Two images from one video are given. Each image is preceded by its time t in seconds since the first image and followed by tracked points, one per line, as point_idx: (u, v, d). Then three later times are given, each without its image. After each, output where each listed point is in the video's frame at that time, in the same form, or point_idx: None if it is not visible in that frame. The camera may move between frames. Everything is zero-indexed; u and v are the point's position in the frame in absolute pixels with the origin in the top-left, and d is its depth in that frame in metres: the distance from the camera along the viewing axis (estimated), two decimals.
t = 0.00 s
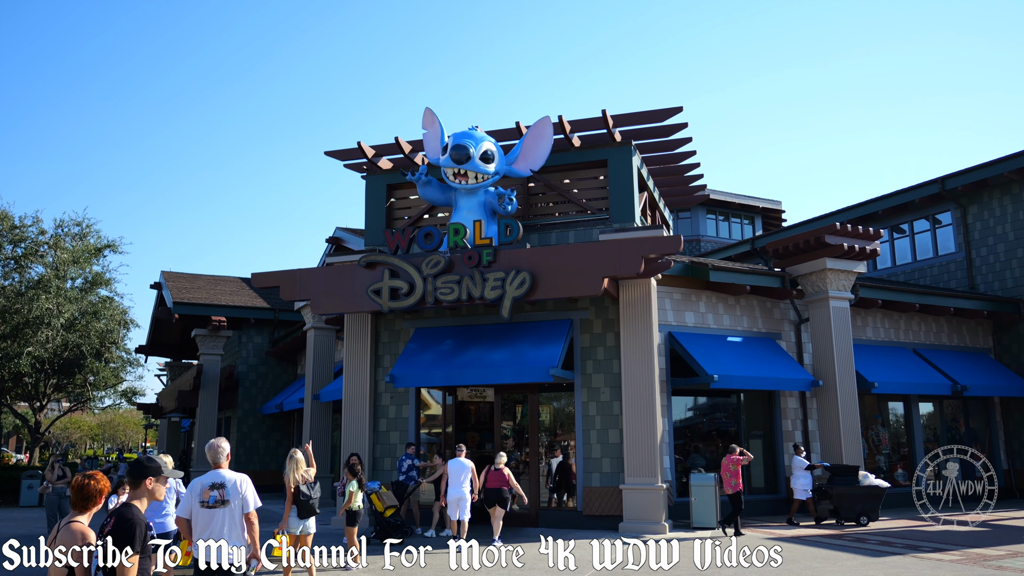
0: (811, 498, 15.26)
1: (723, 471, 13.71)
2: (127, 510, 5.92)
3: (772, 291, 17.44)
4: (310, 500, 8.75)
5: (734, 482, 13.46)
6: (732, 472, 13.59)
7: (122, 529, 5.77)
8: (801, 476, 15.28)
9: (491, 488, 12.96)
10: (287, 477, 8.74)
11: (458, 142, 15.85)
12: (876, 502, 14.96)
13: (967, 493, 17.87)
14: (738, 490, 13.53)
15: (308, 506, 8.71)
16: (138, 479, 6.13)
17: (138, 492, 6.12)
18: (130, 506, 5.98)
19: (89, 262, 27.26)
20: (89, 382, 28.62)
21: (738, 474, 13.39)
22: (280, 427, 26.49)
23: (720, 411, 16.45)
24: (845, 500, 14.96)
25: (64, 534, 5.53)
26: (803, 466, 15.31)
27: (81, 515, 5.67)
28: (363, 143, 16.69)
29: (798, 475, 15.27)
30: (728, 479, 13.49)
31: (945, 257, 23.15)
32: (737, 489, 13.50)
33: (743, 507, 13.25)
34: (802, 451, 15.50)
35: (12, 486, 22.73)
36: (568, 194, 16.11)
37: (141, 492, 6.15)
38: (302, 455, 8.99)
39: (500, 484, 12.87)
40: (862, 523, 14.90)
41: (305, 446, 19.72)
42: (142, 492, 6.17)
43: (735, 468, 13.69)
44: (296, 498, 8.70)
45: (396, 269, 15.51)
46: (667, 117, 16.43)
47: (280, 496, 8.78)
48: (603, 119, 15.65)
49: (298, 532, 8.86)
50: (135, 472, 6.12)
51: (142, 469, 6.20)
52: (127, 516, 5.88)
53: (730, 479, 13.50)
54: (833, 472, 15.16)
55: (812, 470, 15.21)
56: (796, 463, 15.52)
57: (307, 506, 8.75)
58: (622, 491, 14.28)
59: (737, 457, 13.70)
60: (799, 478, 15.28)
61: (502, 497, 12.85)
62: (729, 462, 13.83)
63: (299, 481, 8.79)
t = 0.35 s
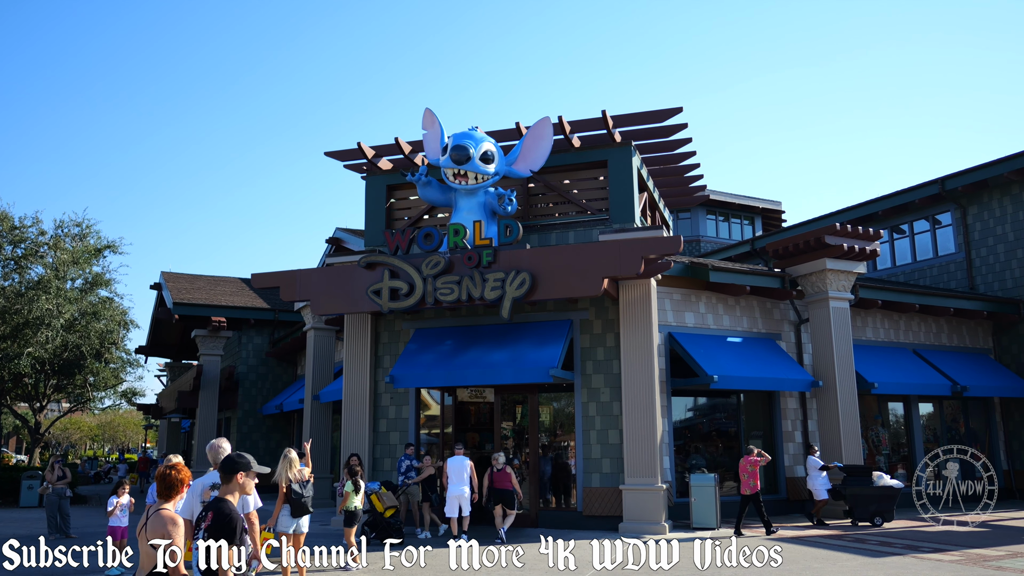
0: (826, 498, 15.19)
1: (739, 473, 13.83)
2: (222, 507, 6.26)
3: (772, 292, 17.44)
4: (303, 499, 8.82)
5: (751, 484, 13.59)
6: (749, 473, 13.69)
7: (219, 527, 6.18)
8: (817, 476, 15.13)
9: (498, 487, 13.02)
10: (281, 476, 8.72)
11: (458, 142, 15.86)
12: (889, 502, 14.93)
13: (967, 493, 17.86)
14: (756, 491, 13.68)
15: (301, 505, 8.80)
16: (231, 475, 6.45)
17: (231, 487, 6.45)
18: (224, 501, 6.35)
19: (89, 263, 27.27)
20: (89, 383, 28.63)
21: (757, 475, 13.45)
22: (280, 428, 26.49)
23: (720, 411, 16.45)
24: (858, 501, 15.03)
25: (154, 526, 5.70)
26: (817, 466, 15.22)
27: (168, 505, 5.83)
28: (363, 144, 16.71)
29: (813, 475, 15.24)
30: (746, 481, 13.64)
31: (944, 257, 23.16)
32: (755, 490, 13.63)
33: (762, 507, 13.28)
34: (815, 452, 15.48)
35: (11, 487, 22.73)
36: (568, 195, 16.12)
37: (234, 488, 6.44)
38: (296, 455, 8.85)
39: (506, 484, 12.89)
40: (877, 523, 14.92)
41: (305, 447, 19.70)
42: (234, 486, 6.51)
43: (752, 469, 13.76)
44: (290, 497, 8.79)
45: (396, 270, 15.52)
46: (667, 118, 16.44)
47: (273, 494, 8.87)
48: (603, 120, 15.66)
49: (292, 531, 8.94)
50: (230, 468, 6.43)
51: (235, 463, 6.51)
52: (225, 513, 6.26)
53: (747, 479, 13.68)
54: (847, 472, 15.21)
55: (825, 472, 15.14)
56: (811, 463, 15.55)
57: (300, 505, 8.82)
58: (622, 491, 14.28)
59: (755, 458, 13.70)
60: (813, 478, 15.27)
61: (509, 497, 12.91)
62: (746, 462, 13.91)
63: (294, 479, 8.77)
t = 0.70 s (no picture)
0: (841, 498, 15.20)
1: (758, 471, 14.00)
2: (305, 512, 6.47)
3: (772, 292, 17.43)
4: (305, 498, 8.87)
5: (772, 481, 13.73)
6: (769, 471, 13.84)
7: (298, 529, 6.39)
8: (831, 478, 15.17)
9: (502, 486, 13.25)
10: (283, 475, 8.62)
11: (458, 143, 15.86)
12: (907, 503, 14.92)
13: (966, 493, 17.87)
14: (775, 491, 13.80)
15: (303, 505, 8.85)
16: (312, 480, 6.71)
17: (310, 492, 6.65)
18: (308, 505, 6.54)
19: (89, 263, 27.26)
20: (89, 384, 28.63)
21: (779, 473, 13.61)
22: (280, 428, 26.47)
23: (720, 411, 16.46)
24: (873, 501, 15.03)
25: (236, 533, 6.09)
26: (832, 467, 15.28)
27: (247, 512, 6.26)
28: (363, 144, 16.71)
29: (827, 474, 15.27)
30: (766, 480, 13.76)
31: (944, 258, 23.16)
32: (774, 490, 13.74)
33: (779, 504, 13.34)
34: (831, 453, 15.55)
35: (11, 487, 22.72)
36: (568, 195, 16.12)
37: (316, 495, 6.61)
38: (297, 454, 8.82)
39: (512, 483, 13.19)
40: (892, 523, 14.85)
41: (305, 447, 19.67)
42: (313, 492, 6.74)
43: (772, 467, 14.01)
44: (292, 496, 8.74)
45: (396, 270, 15.52)
46: (666, 118, 16.44)
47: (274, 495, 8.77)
48: (603, 120, 15.66)
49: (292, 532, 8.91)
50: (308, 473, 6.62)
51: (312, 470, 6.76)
52: (305, 517, 6.45)
53: (765, 479, 13.82)
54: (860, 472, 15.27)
55: (842, 473, 15.13)
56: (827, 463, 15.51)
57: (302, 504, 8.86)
58: (622, 492, 14.27)
59: (775, 457, 14.00)
60: (829, 479, 15.20)
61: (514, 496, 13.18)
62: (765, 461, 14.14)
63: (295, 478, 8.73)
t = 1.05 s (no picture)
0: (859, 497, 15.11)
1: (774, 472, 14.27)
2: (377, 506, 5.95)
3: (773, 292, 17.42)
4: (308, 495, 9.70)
5: (789, 482, 14.03)
6: (786, 472, 14.13)
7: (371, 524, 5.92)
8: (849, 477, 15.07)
9: (508, 486, 13.32)
10: (290, 476, 9.38)
11: (458, 144, 15.87)
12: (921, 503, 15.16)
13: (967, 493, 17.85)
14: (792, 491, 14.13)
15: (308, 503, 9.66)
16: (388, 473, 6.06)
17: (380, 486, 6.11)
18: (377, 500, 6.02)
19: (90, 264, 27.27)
20: (89, 384, 28.64)
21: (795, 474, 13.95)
22: (280, 429, 26.46)
23: (720, 412, 16.46)
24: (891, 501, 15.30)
25: (306, 525, 6.12)
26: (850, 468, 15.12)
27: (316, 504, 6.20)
28: (363, 145, 16.73)
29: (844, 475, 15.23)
30: (783, 480, 14.07)
31: (945, 258, 23.15)
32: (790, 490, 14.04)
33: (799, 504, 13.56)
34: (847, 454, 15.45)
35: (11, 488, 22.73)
36: (568, 196, 16.12)
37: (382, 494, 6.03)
38: (297, 455, 9.64)
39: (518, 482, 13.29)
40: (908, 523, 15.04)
41: (305, 448, 19.67)
42: (388, 484, 6.18)
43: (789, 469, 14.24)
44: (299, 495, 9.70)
45: (396, 271, 15.53)
46: (667, 119, 16.45)
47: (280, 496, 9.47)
48: (603, 121, 15.66)
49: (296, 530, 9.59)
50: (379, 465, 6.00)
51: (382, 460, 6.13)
52: (376, 509, 5.93)
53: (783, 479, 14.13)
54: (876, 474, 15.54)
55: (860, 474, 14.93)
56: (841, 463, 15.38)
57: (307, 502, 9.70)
58: (622, 492, 14.27)
59: (792, 458, 14.30)
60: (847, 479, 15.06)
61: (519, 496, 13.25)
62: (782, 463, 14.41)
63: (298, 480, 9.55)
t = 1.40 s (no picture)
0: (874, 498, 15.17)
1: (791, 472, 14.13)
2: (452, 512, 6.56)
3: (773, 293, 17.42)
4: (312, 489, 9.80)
5: (806, 483, 13.90)
6: (803, 473, 13.97)
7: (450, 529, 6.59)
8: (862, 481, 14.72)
9: (509, 486, 13.33)
10: (294, 476, 9.40)
11: (459, 144, 15.86)
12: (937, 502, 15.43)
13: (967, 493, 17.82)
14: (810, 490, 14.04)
15: (312, 499, 9.80)
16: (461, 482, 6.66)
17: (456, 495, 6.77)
18: (452, 507, 6.61)
19: (90, 264, 27.27)
20: (90, 385, 28.64)
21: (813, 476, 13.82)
22: (280, 430, 26.45)
23: (720, 413, 16.45)
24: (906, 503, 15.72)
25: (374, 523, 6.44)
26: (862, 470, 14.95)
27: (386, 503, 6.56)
28: (363, 145, 16.74)
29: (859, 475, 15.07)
30: (800, 481, 13.92)
31: (946, 258, 23.14)
32: (809, 490, 13.98)
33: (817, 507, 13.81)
34: (862, 454, 15.34)
35: (11, 488, 22.72)
36: (568, 196, 16.13)
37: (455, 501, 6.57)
38: (297, 455, 9.62)
39: (517, 482, 13.26)
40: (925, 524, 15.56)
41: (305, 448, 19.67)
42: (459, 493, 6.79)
43: (805, 469, 14.07)
44: (307, 494, 9.73)
45: (397, 272, 15.53)
46: (667, 119, 16.45)
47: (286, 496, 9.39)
48: (603, 121, 15.67)
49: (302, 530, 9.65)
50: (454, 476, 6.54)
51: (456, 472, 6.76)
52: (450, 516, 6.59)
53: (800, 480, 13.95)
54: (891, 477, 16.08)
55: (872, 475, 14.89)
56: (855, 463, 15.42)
57: (312, 501, 9.79)
58: (623, 493, 14.26)
59: (807, 458, 14.06)
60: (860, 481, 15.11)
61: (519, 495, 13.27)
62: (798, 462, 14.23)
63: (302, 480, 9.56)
